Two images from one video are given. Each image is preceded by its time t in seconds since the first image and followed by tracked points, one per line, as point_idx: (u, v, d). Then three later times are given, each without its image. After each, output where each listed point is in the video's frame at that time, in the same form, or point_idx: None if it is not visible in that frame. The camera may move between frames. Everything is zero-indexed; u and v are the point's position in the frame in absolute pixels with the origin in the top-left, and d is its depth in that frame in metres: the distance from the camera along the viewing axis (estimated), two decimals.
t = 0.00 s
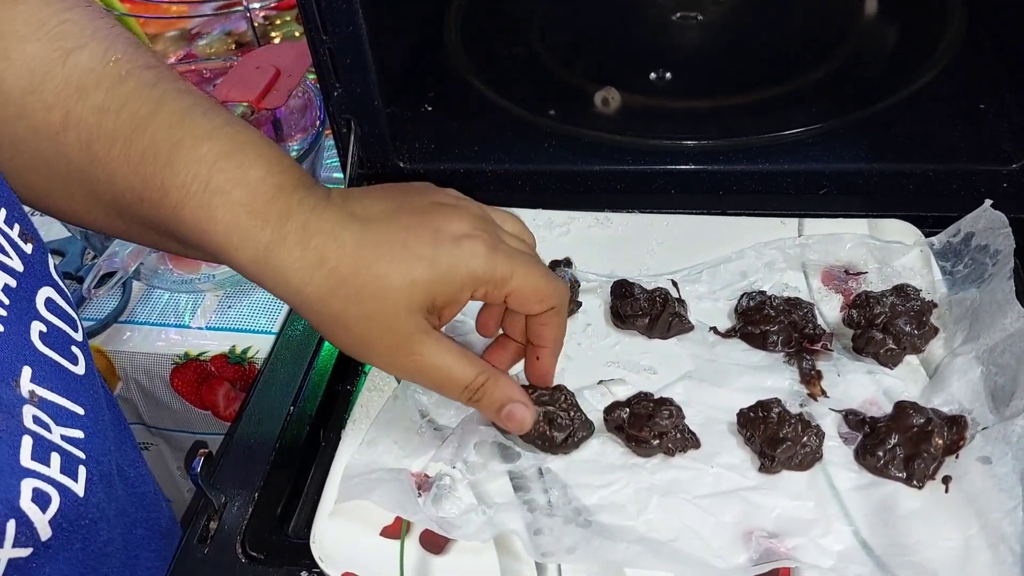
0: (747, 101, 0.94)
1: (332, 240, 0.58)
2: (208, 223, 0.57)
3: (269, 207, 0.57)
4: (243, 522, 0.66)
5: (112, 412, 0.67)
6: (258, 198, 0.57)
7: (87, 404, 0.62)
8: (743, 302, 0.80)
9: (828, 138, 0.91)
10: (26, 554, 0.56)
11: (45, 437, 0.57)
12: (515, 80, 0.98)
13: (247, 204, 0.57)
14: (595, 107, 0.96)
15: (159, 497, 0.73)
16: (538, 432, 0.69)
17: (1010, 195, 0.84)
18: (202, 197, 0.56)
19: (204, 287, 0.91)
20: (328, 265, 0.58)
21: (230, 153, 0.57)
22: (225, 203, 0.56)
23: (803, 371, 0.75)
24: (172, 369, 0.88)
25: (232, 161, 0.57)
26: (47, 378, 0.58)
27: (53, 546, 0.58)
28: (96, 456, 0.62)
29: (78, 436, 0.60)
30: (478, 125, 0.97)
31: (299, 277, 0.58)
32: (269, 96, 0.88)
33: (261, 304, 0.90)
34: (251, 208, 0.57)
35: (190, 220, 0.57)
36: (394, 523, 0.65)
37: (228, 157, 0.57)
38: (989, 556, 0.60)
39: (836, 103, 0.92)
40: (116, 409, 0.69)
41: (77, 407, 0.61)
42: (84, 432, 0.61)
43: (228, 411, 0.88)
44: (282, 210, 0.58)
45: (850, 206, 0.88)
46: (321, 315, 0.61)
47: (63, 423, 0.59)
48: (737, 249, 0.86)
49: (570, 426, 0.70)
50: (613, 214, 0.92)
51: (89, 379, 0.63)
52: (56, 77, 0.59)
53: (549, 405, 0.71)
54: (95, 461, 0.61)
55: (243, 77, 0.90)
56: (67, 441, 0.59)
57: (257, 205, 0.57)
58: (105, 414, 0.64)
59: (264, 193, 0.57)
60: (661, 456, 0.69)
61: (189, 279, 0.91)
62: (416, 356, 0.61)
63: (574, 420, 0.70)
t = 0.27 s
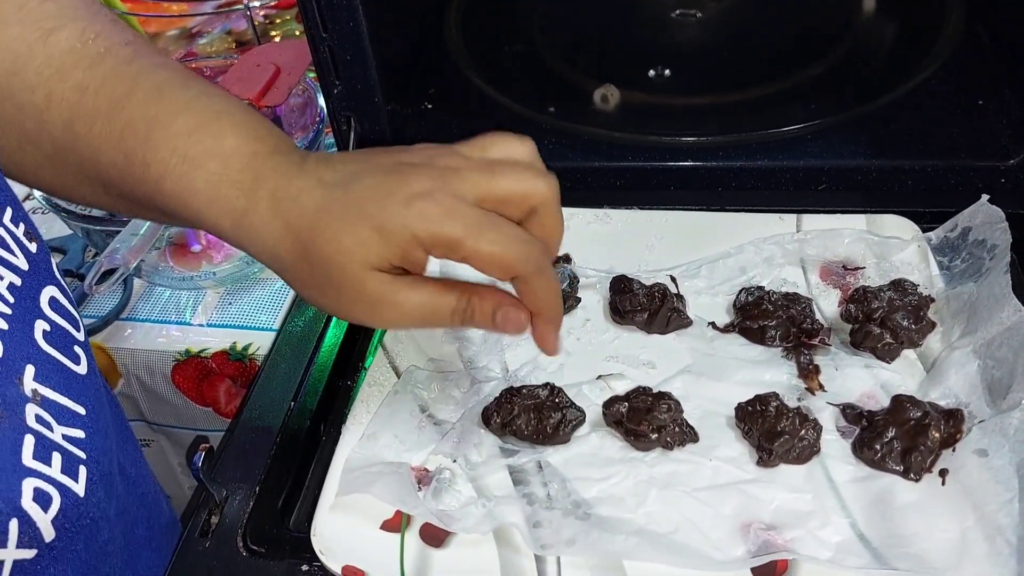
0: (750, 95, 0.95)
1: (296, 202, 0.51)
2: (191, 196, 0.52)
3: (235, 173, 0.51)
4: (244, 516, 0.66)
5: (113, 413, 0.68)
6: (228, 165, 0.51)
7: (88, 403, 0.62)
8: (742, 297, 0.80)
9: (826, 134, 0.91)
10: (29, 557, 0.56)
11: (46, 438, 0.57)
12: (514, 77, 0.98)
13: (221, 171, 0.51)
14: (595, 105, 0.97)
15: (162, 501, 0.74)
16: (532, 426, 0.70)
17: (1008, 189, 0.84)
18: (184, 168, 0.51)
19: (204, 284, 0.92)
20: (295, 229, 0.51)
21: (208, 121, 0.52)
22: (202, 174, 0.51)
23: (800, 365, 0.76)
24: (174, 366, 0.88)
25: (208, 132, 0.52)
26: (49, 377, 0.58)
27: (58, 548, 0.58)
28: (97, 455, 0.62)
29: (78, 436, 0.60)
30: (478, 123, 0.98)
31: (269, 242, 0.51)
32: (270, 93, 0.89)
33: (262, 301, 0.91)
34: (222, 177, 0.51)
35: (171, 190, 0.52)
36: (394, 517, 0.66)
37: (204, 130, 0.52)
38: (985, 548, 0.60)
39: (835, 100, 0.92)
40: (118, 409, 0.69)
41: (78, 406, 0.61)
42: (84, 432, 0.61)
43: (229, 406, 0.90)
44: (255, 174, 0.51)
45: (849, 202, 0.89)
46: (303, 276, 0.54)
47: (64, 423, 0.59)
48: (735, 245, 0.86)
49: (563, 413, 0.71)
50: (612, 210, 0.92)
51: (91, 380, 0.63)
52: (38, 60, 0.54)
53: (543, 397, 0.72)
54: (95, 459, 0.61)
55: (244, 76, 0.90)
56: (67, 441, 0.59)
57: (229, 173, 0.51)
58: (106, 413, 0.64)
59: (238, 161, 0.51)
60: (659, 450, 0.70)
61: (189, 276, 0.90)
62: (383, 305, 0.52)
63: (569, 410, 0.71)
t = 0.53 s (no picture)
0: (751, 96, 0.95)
1: (268, 203, 0.47)
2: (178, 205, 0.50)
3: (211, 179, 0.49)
4: (247, 515, 0.67)
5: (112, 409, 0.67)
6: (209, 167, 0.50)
7: (85, 399, 0.62)
8: (740, 297, 0.81)
9: (824, 135, 0.92)
10: (39, 553, 0.56)
11: (43, 430, 0.57)
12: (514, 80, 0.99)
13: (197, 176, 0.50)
14: (595, 107, 0.97)
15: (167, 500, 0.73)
16: (532, 425, 0.71)
17: (1005, 190, 0.85)
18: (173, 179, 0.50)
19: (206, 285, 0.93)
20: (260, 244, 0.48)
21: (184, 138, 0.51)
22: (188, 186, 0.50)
23: (798, 365, 0.76)
24: (176, 368, 0.89)
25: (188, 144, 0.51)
26: (46, 371, 0.59)
27: (63, 542, 0.58)
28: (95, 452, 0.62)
29: (77, 430, 0.60)
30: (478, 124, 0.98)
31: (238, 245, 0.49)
32: (272, 94, 0.89)
33: (263, 301, 0.91)
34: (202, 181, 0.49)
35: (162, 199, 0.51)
36: (396, 516, 0.66)
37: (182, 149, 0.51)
38: (981, 546, 0.61)
39: (833, 101, 0.93)
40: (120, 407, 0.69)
41: (76, 401, 0.61)
42: (82, 427, 0.61)
43: (231, 407, 0.90)
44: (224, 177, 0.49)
45: (846, 203, 0.89)
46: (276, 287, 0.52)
47: (62, 417, 0.59)
48: (734, 246, 0.86)
49: (563, 412, 0.72)
50: (611, 212, 0.91)
51: (89, 375, 0.64)
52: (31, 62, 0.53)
53: (544, 397, 0.72)
54: (93, 454, 0.61)
55: (245, 77, 0.90)
56: (65, 435, 0.59)
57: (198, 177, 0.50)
58: (106, 409, 0.65)
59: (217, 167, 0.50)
60: (658, 449, 0.70)
61: (190, 277, 0.91)
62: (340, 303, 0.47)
63: (569, 409, 0.72)
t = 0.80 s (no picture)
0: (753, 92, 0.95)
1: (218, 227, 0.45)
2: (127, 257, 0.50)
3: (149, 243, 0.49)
4: (248, 511, 0.66)
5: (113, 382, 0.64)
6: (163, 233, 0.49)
7: (81, 371, 0.59)
8: (741, 293, 0.81)
9: (825, 131, 0.91)
10: (37, 522, 0.52)
11: (39, 397, 0.53)
12: (515, 77, 0.99)
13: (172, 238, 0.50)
14: (595, 103, 0.97)
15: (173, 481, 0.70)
16: (533, 421, 0.70)
17: (1006, 186, 0.85)
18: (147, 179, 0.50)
19: (207, 282, 0.93)
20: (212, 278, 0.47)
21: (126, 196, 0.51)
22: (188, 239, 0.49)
23: (800, 361, 0.76)
24: (177, 363, 0.88)
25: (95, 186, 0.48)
26: (47, 341, 0.55)
27: (57, 511, 0.54)
28: (93, 420, 0.59)
29: (69, 401, 0.57)
30: (479, 121, 0.98)
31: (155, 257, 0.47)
32: (273, 91, 0.90)
33: (264, 298, 0.92)
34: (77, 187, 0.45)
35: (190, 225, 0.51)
36: (397, 511, 0.66)
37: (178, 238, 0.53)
38: (983, 541, 0.60)
39: (833, 97, 0.93)
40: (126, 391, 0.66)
41: (71, 372, 0.58)
42: (73, 399, 0.57)
43: (232, 404, 0.89)
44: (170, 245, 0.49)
45: (847, 199, 0.88)
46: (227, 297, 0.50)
47: (57, 386, 0.56)
48: (736, 242, 0.86)
49: (564, 408, 0.71)
50: (612, 208, 0.91)
51: (88, 347, 0.60)
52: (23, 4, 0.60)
53: (544, 393, 0.72)
54: (85, 431, 0.58)
55: (245, 74, 0.91)
56: (61, 407, 0.56)
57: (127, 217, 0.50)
58: (105, 383, 0.62)
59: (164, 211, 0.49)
60: (660, 445, 0.70)
61: (192, 274, 0.91)
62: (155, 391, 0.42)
63: (569, 405, 0.72)
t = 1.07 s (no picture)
0: (751, 95, 0.95)
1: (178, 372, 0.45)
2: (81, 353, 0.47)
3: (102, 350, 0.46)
4: (250, 511, 0.67)
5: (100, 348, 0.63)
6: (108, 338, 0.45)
7: (69, 332, 0.58)
8: (741, 294, 0.81)
9: (824, 133, 0.92)
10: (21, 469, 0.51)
11: (26, 350, 0.52)
12: (516, 79, 0.99)
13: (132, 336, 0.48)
14: (595, 105, 0.97)
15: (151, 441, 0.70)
16: (534, 422, 0.71)
17: (1005, 187, 0.85)
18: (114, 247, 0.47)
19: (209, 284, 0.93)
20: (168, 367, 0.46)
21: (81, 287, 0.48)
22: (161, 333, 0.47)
23: (800, 362, 0.77)
24: (179, 365, 0.89)
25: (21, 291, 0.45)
26: (41, 307, 0.55)
27: (41, 461, 0.53)
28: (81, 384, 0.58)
29: (56, 358, 0.56)
30: (480, 122, 0.99)
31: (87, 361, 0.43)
32: (275, 92, 0.90)
33: (266, 300, 0.92)
34: None
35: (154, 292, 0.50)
36: (399, 512, 0.66)
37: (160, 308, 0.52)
38: (983, 541, 0.61)
39: (833, 99, 0.93)
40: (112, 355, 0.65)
41: (59, 331, 0.57)
42: (61, 356, 0.57)
43: (233, 405, 0.90)
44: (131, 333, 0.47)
45: (846, 200, 0.89)
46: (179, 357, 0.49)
47: (45, 344, 0.55)
48: (736, 243, 0.87)
49: (565, 409, 0.71)
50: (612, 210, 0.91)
51: (77, 311, 0.59)
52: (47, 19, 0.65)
53: (546, 394, 0.72)
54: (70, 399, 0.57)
55: (247, 76, 0.91)
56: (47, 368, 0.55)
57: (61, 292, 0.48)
58: (92, 343, 0.61)
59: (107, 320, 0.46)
60: (661, 445, 0.70)
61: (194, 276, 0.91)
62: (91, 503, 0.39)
63: (569, 406, 0.72)
